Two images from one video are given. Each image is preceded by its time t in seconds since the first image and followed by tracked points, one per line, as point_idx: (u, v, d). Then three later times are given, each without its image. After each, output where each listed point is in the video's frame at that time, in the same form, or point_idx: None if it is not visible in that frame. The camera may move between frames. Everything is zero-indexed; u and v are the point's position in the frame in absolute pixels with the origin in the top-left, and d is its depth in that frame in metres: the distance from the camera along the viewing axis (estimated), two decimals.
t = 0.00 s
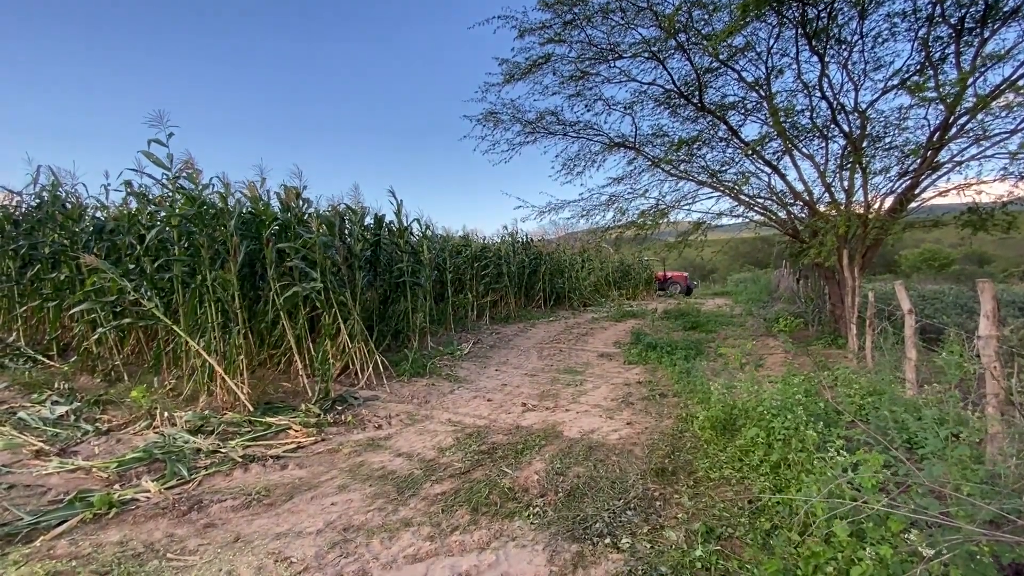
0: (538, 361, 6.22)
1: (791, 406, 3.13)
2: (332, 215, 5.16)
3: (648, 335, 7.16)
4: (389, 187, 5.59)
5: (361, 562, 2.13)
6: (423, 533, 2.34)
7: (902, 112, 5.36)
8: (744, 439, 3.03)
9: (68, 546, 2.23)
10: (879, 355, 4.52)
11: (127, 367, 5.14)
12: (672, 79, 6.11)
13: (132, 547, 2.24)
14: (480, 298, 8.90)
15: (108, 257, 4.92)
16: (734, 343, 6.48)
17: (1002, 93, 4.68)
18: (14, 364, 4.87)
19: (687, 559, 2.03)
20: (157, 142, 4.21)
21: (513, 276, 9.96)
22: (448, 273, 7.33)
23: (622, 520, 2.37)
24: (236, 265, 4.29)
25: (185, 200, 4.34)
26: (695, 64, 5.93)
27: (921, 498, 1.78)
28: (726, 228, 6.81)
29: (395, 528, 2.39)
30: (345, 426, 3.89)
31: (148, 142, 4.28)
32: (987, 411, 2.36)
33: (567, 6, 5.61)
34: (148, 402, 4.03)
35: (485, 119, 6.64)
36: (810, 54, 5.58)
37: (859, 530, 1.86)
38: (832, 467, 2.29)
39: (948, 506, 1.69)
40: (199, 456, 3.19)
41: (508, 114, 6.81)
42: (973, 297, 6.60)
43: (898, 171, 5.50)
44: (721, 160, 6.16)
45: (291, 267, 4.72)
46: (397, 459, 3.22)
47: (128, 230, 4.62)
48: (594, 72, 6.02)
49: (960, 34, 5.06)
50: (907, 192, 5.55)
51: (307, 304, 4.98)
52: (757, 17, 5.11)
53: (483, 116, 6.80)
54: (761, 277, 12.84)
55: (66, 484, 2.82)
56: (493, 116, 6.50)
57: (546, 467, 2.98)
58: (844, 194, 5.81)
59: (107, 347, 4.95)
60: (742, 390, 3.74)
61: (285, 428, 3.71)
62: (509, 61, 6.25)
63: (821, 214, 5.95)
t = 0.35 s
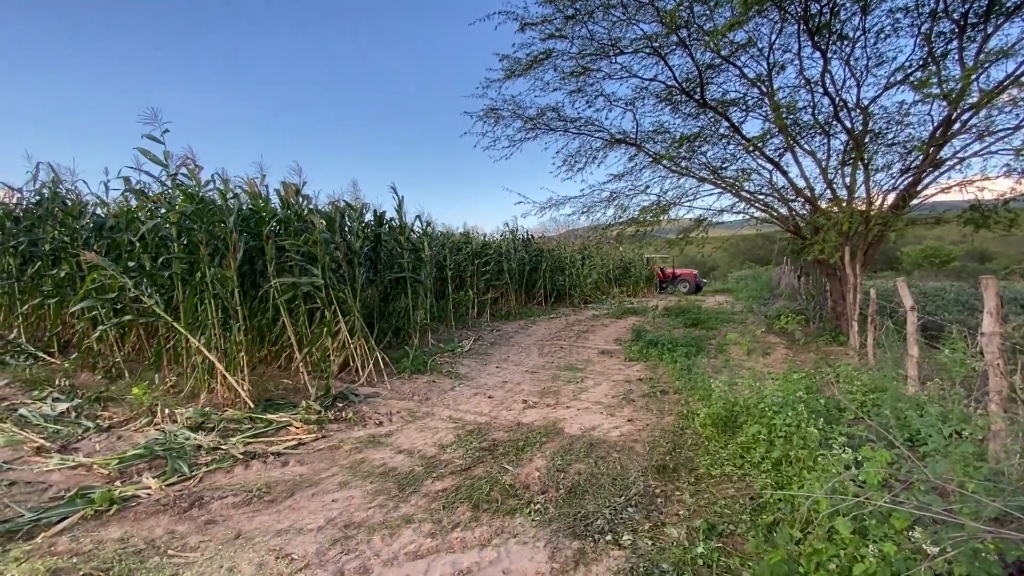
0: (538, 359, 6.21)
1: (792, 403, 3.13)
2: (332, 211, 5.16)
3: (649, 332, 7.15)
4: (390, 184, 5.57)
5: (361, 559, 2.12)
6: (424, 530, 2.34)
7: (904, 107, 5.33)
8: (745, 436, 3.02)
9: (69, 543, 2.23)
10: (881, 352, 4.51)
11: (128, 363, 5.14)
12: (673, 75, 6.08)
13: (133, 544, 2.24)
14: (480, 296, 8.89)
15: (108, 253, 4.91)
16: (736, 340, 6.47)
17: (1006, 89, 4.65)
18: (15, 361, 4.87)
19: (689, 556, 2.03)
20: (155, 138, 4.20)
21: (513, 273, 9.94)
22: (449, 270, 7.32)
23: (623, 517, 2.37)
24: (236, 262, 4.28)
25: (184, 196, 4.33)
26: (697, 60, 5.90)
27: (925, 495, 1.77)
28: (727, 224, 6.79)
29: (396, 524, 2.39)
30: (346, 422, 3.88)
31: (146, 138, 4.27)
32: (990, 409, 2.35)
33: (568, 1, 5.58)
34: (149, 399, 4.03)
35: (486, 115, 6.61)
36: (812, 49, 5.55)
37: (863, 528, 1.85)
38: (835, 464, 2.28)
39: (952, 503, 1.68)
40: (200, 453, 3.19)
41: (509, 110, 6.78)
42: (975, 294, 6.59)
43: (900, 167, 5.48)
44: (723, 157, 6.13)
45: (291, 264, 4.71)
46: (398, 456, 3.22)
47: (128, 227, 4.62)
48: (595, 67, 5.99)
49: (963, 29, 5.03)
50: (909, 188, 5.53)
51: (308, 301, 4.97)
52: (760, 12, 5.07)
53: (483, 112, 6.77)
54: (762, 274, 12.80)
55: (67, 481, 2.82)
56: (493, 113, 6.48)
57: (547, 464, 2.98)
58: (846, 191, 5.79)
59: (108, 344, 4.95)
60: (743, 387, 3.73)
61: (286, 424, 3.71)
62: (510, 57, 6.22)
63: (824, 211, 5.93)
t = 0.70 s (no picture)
0: (539, 356, 6.21)
1: (793, 401, 3.13)
2: (333, 209, 5.16)
3: (650, 330, 7.14)
4: (391, 182, 5.57)
5: (363, 556, 2.13)
6: (426, 527, 2.34)
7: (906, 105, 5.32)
8: (746, 433, 3.02)
9: (71, 540, 2.23)
10: (883, 350, 4.51)
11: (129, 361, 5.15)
12: (674, 73, 6.06)
13: (135, 541, 2.25)
14: (481, 293, 8.89)
15: (109, 251, 4.91)
16: (736, 338, 6.46)
17: (1008, 86, 4.64)
18: (16, 358, 4.87)
19: (690, 553, 2.03)
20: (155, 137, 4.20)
21: (514, 271, 9.94)
22: (449, 268, 7.31)
23: (625, 514, 2.37)
24: (237, 259, 4.28)
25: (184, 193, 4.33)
26: (698, 57, 5.88)
27: (926, 493, 1.77)
28: (728, 222, 6.79)
29: (397, 522, 2.39)
30: (347, 420, 3.89)
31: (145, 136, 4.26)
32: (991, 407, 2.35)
33: None
34: (151, 396, 4.03)
35: (486, 112, 6.59)
36: (814, 46, 5.53)
37: (864, 525, 1.86)
38: (836, 461, 2.27)
39: (953, 500, 1.68)
40: (202, 450, 3.19)
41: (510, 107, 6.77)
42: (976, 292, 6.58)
43: (902, 165, 5.47)
44: (724, 154, 6.12)
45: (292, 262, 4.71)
46: (399, 453, 3.22)
47: (128, 224, 4.61)
48: (596, 64, 5.97)
49: (965, 26, 5.01)
50: (911, 186, 5.53)
51: (309, 298, 4.97)
52: (762, 9, 5.05)
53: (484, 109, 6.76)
54: (764, 272, 12.76)
55: (69, 478, 2.83)
56: (494, 110, 6.46)
57: (548, 462, 2.98)
58: (847, 188, 5.78)
59: (109, 341, 4.95)
60: (745, 385, 3.73)
61: (288, 422, 3.71)
62: (510, 54, 6.20)
63: (825, 208, 5.92)
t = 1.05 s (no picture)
0: (540, 354, 6.22)
1: (793, 399, 3.13)
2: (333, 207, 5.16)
3: (650, 328, 7.14)
4: (391, 180, 5.57)
5: (364, 553, 2.13)
6: (426, 525, 2.35)
7: (908, 102, 5.30)
8: (747, 431, 3.02)
9: (73, 537, 2.24)
10: (883, 348, 4.51)
11: (130, 359, 5.15)
12: (675, 70, 6.05)
13: (137, 539, 2.25)
14: (481, 291, 8.89)
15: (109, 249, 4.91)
16: (737, 336, 6.46)
17: (1010, 83, 4.62)
18: (17, 356, 4.87)
19: (690, 551, 2.03)
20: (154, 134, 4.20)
21: (515, 269, 9.94)
22: (450, 266, 7.32)
23: (625, 512, 2.37)
24: (238, 257, 4.29)
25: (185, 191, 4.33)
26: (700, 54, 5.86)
27: (925, 491, 1.77)
28: (729, 220, 6.78)
29: (398, 519, 2.40)
30: (348, 418, 3.89)
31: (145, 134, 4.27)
32: (992, 405, 2.35)
33: None
34: (152, 394, 4.03)
35: (486, 110, 6.58)
36: (816, 44, 5.51)
37: (864, 523, 1.85)
38: (837, 459, 2.27)
39: (954, 498, 1.68)
40: (203, 448, 3.20)
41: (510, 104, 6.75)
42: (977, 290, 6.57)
43: (903, 163, 5.46)
44: (725, 152, 6.10)
45: (293, 260, 4.72)
46: (400, 451, 3.22)
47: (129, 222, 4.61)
48: (597, 62, 5.96)
49: (967, 24, 4.99)
50: (912, 184, 5.52)
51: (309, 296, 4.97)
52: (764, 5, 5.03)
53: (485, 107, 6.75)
54: (765, 271, 12.74)
55: (70, 475, 2.83)
56: (494, 107, 6.45)
57: (549, 459, 2.99)
58: (848, 186, 5.77)
59: (110, 339, 4.96)
60: (745, 382, 3.74)
61: (289, 420, 3.72)
62: (511, 51, 6.19)
63: (826, 206, 5.91)
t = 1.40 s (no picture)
0: (539, 352, 6.22)
1: (792, 397, 3.12)
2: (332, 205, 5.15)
3: (650, 327, 7.14)
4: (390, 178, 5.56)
5: (361, 551, 2.13)
6: (423, 522, 2.35)
7: (908, 100, 5.28)
8: (745, 429, 3.02)
9: (70, 534, 2.24)
10: (882, 346, 4.50)
11: (129, 357, 5.15)
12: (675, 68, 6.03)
13: (134, 536, 2.25)
14: (481, 289, 8.90)
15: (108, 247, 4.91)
16: (736, 335, 6.46)
17: (1011, 81, 4.61)
18: (16, 354, 4.88)
19: (687, 549, 2.03)
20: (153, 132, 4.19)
21: (515, 267, 9.94)
22: (450, 264, 7.32)
23: (622, 510, 2.37)
24: (236, 255, 4.29)
25: (184, 189, 4.33)
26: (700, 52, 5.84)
27: (922, 488, 1.77)
28: (729, 218, 6.76)
29: (395, 517, 2.39)
30: (347, 415, 3.89)
31: (144, 132, 4.26)
32: (991, 403, 2.35)
33: None
34: (151, 392, 4.04)
35: (486, 108, 6.57)
36: (816, 41, 5.50)
37: (861, 520, 1.85)
38: (834, 457, 2.27)
39: (950, 496, 1.68)
40: (201, 446, 3.20)
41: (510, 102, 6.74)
42: (977, 289, 6.56)
43: (903, 161, 5.45)
44: (725, 150, 6.09)
45: (292, 258, 4.71)
46: (398, 449, 3.22)
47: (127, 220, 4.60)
48: (597, 60, 5.95)
49: (968, 21, 4.98)
50: (912, 182, 5.51)
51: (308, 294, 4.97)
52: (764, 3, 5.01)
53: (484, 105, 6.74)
54: (765, 269, 12.72)
55: (68, 473, 2.84)
56: (494, 105, 6.44)
57: (547, 457, 2.99)
58: (848, 185, 5.76)
59: (109, 337, 4.96)
60: (744, 380, 3.74)
61: (287, 417, 3.72)
62: (510, 49, 6.18)
63: (826, 205, 5.90)
